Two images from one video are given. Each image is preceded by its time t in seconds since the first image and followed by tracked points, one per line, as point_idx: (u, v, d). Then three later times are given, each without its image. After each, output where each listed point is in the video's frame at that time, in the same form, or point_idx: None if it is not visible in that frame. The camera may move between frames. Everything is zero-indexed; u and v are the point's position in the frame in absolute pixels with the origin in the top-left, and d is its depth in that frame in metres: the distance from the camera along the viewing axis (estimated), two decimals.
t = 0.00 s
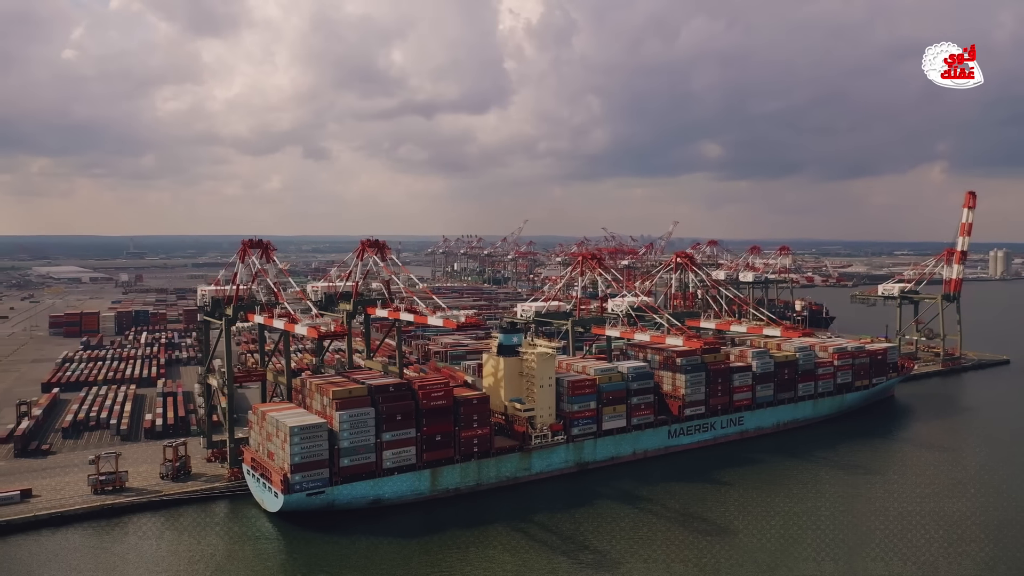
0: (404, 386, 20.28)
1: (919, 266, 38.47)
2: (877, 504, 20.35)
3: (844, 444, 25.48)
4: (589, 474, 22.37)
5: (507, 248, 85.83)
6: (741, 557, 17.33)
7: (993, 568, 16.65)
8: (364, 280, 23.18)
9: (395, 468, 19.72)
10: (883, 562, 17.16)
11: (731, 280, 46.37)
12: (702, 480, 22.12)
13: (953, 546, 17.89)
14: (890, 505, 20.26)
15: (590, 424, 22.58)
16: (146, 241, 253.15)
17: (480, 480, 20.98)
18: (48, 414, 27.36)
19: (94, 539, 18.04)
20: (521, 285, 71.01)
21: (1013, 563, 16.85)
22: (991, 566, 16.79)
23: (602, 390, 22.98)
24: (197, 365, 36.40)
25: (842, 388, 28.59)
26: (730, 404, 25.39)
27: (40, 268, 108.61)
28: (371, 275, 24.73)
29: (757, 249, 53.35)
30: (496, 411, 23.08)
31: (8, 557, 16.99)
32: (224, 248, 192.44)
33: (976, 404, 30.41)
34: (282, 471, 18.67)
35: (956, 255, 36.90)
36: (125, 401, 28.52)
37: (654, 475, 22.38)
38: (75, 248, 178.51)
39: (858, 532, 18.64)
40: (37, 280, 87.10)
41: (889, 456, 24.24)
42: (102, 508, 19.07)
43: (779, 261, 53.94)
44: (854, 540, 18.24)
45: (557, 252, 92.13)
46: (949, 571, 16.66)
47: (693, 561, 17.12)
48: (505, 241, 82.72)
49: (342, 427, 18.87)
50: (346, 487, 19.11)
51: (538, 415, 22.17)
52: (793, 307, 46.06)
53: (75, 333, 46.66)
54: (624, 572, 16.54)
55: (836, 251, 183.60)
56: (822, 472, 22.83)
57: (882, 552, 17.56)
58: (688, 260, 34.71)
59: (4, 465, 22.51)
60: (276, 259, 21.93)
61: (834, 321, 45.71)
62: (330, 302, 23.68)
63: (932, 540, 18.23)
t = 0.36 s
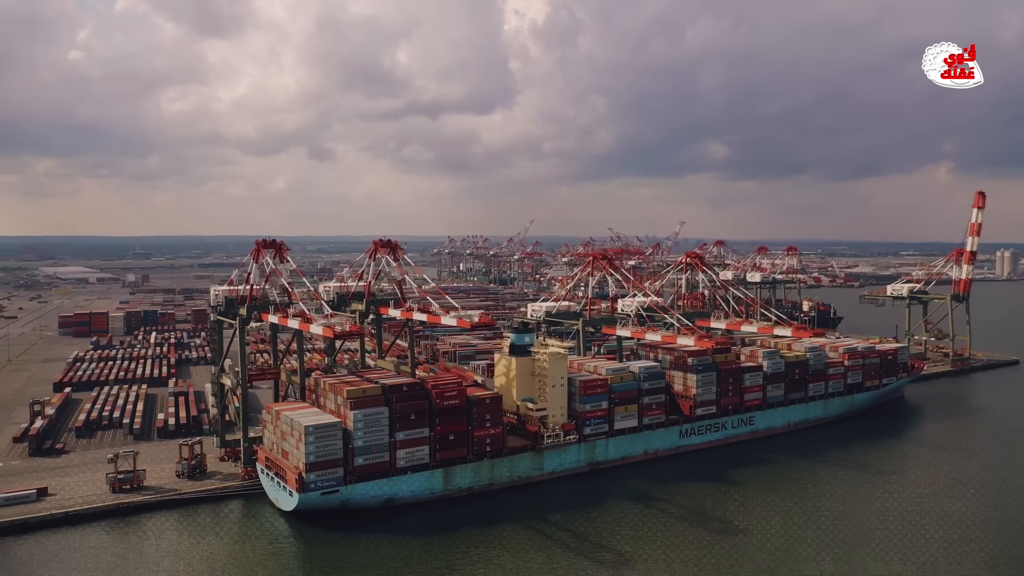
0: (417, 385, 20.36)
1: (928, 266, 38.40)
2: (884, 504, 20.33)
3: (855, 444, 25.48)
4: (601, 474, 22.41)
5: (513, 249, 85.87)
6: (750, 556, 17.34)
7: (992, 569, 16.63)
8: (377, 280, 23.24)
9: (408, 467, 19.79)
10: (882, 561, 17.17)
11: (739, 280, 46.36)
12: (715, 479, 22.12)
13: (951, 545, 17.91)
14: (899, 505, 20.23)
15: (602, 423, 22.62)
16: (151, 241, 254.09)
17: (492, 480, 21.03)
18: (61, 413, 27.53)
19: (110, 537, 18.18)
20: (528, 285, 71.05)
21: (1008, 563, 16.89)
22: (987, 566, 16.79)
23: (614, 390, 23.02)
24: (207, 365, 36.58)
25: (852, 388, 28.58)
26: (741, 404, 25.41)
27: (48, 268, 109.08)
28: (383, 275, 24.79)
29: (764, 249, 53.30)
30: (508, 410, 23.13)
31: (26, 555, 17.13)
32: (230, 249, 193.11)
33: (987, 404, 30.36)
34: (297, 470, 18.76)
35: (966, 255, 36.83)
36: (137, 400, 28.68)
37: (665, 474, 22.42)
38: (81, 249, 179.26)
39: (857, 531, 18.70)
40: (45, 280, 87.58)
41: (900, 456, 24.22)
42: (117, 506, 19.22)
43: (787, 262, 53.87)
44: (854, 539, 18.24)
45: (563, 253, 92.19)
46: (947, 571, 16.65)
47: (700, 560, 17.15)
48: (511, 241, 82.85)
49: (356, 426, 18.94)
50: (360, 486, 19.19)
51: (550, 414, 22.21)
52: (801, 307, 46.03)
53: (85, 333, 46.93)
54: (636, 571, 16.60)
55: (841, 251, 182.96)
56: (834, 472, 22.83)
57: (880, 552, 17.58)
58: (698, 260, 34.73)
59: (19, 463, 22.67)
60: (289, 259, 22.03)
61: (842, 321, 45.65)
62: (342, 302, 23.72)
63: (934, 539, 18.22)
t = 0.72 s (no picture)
0: (434, 385, 20.48)
1: (942, 266, 38.26)
2: (892, 504, 20.31)
3: (870, 444, 25.43)
4: (617, 473, 22.46)
5: (522, 249, 85.91)
6: (767, 555, 17.32)
7: (993, 569, 16.59)
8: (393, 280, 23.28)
9: (426, 466, 19.89)
10: (885, 561, 17.15)
11: (750, 280, 46.28)
12: (732, 479, 22.12)
13: (949, 544, 17.94)
14: (915, 505, 20.16)
15: (617, 423, 22.66)
16: (159, 242, 255.31)
17: (509, 479, 21.11)
18: (78, 412, 27.78)
19: (134, 534, 18.36)
20: (536, 285, 71.10)
21: (1006, 562, 16.92)
22: (984, 565, 16.81)
23: (629, 389, 23.07)
24: (221, 364, 36.81)
25: (866, 388, 28.53)
26: (756, 404, 25.41)
27: (58, 268, 109.83)
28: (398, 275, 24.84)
29: (774, 249, 53.18)
30: (524, 410, 23.20)
31: (50, 554, 17.26)
32: (238, 249, 193.79)
33: (1001, 404, 30.26)
34: (317, 468, 18.88)
35: (979, 255, 36.68)
36: (153, 399, 28.91)
37: (681, 474, 22.45)
38: (91, 249, 180.42)
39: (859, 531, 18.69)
40: (56, 280, 88.25)
41: (917, 456, 24.16)
42: (139, 504, 19.37)
43: (798, 262, 53.72)
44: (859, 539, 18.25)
45: (572, 253, 92.23)
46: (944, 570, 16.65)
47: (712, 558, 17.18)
48: (520, 241, 82.95)
49: (375, 425, 19.06)
50: (379, 484, 19.30)
51: (566, 414, 22.27)
52: (812, 308, 45.89)
53: (98, 333, 47.31)
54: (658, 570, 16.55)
55: (849, 252, 182.41)
56: (853, 472, 22.78)
57: (880, 551, 17.58)
58: (711, 260, 34.73)
59: (39, 462, 22.88)
60: (307, 259, 22.15)
61: (853, 321, 45.51)
62: (358, 302, 23.57)
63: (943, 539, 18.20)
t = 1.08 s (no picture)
0: (454, 384, 20.60)
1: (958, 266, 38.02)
2: (893, 514, 19.59)
3: (889, 445, 25.35)
4: (635, 473, 22.50)
5: (532, 250, 85.95)
6: (795, 557, 17.28)
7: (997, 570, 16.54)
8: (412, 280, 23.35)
9: (447, 465, 20.00)
10: (886, 561, 17.08)
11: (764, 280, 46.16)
12: (751, 479, 22.10)
13: (950, 557, 17.30)
14: (932, 506, 20.06)
15: (636, 423, 22.70)
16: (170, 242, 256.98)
17: (529, 478, 21.19)
18: (99, 411, 28.09)
19: (158, 531, 18.54)
20: (548, 286, 71.13)
21: (1011, 563, 16.87)
22: (985, 565, 16.77)
23: (647, 389, 23.10)
24: (237, 364, 37.06)
25: (884, 389, 28.44)
26: (774, 404, 25.39)
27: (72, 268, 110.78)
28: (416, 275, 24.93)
29: (788, 250, 53.00)
30: (543, 409, 23.28)
31: (77, 550, 17.46)
32: (248, 249, 194.94)
33: (1020, 405, 30.06)
34: (338, 467, 19.01)
35: (996, 255, 36.44)
36: (172, 398, 29.20)
37: (699, 474, 22.46)
38: (103, 249, 181.81)
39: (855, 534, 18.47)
40: (70, 280, 89.08)
41: (936, 456, 24.06)
42: (162, 502, 19.55)
43: (811, 262, 53.51)
44: (866, 540, 18.17)
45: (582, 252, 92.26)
46: (945, 571, 16.59)
47: (726, 559, 17.08)
48: (532, 241, 82.92)
49: (396, 424, 19.18)
50: (400, 483, 19.42)
51: (584, 413, 22.32)
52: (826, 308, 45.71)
53: (115, 333, 47.75)
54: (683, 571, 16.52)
55: (860, 252, 181.45)
56: (874, 472, 22.70)
57: (881, 563, 16.94)
58: (728, 260, 34.68)
59: (62, 459, 23.11)
60: (327, 259, 22.27)
61: (868, 322, 45.31)
62: (377, 302, 23.71)
63: (955, 539, 18.12)
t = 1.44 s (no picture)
0: (474, 383, 20.72)
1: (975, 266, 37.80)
2: (893, 515, 19.50)
3: (907, 445, 25.28)
4: (653, 472, 22.55)
5: (543, 250, 85.98)
6: (795, 557, 17.24)
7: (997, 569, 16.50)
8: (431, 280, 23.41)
9: (467, 463, 20.11)
10: (884, 561, 17.04)
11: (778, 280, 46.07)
12: (770, 479, 22.09)
13: (950, 557, 17.23)
14: (945, 506, 19.91)
15: (654, 422, 22.75)
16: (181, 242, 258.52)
17: (548, 477, 21.27)
18: (120, 409, 28.35)
19: (180, 528, 18.71)
20: (559, 286, 71.15)
21: (1012, 562, 16.82)
22: (986, 566, 16.69)
23: (666, 389, 23.14)
24: (253, 363, 37.32)
25: (901, 389, 28.35)
26: (791, 404, 25.38)
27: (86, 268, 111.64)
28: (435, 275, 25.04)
29: (802, 250, 52.82)
30: (561, 408, 23.36)
31: (102, 547, 17.67)
32: (259, 249, 196.08)
33: None
34: (360, 465, 19.14)
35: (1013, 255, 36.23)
36: (191, 397, 29.46)
37: (718, 473, 22.47)
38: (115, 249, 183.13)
39: (855, 533, 18.47)
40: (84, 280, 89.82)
41: (954, 456, 23.97)
42: (184, 499, 19.73)
43: (825, 262, 53.30)
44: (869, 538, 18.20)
45: (593, 253, 92.29)
46: (945, 571, 16.53)
47: (731, 557, 17.18)
48: (543, 241, 83.00)
49: (417, 422, 19.30)
50: (421, 481, 19.54)
51: (603, 413, 22.39)
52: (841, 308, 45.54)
53: (131, 332, 48.18)
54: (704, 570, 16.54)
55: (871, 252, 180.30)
56: (892, 472, 22.63)
57: (881, 563, 16.87)
58: (744, 259, 34.68)
59: (84, 457, 23.33)
60: (348, 259, 22.39)
61: (883, 322, 45.10)
62: (395, 302, 23.86)
63: (963, 539, 18.06)
